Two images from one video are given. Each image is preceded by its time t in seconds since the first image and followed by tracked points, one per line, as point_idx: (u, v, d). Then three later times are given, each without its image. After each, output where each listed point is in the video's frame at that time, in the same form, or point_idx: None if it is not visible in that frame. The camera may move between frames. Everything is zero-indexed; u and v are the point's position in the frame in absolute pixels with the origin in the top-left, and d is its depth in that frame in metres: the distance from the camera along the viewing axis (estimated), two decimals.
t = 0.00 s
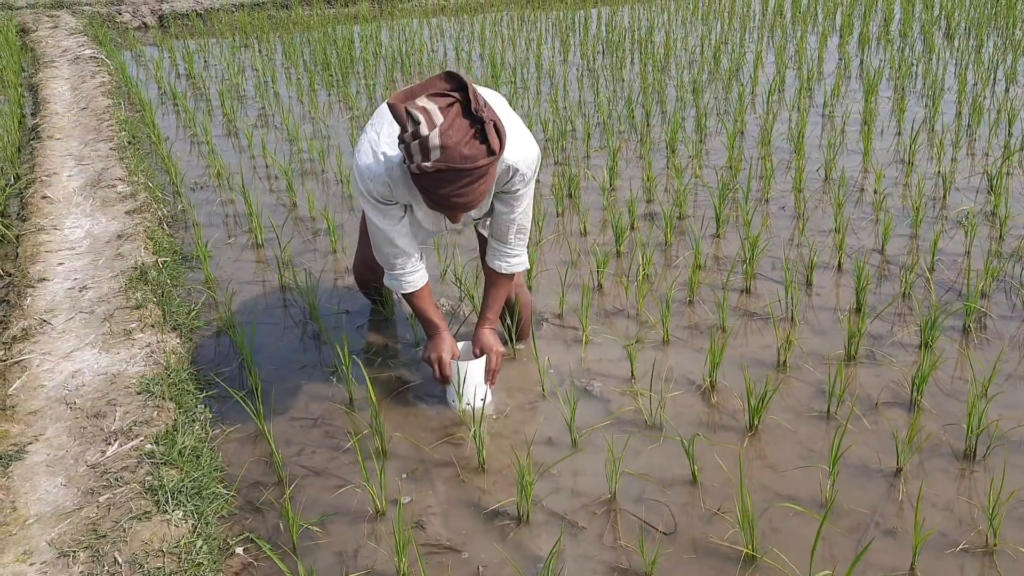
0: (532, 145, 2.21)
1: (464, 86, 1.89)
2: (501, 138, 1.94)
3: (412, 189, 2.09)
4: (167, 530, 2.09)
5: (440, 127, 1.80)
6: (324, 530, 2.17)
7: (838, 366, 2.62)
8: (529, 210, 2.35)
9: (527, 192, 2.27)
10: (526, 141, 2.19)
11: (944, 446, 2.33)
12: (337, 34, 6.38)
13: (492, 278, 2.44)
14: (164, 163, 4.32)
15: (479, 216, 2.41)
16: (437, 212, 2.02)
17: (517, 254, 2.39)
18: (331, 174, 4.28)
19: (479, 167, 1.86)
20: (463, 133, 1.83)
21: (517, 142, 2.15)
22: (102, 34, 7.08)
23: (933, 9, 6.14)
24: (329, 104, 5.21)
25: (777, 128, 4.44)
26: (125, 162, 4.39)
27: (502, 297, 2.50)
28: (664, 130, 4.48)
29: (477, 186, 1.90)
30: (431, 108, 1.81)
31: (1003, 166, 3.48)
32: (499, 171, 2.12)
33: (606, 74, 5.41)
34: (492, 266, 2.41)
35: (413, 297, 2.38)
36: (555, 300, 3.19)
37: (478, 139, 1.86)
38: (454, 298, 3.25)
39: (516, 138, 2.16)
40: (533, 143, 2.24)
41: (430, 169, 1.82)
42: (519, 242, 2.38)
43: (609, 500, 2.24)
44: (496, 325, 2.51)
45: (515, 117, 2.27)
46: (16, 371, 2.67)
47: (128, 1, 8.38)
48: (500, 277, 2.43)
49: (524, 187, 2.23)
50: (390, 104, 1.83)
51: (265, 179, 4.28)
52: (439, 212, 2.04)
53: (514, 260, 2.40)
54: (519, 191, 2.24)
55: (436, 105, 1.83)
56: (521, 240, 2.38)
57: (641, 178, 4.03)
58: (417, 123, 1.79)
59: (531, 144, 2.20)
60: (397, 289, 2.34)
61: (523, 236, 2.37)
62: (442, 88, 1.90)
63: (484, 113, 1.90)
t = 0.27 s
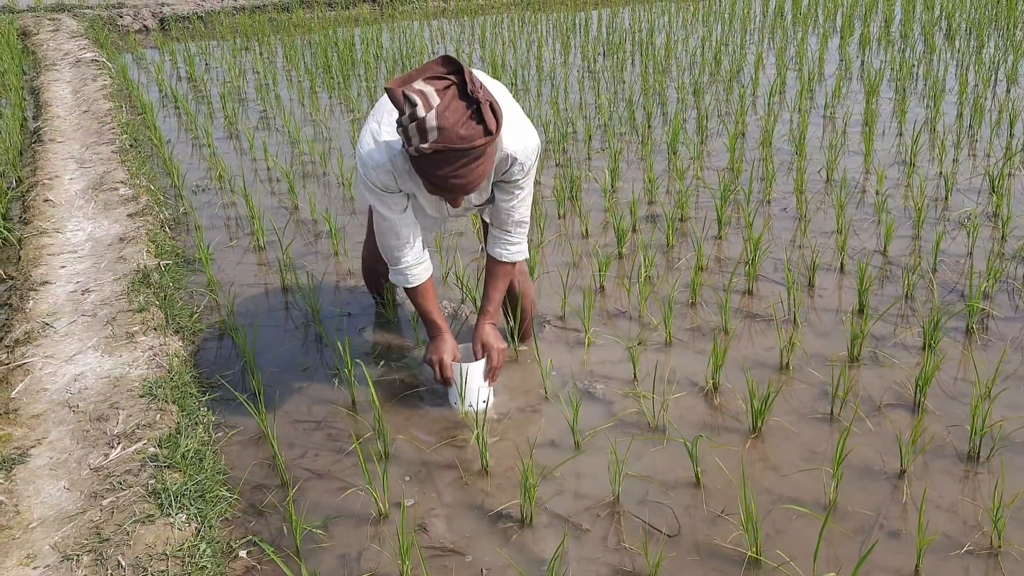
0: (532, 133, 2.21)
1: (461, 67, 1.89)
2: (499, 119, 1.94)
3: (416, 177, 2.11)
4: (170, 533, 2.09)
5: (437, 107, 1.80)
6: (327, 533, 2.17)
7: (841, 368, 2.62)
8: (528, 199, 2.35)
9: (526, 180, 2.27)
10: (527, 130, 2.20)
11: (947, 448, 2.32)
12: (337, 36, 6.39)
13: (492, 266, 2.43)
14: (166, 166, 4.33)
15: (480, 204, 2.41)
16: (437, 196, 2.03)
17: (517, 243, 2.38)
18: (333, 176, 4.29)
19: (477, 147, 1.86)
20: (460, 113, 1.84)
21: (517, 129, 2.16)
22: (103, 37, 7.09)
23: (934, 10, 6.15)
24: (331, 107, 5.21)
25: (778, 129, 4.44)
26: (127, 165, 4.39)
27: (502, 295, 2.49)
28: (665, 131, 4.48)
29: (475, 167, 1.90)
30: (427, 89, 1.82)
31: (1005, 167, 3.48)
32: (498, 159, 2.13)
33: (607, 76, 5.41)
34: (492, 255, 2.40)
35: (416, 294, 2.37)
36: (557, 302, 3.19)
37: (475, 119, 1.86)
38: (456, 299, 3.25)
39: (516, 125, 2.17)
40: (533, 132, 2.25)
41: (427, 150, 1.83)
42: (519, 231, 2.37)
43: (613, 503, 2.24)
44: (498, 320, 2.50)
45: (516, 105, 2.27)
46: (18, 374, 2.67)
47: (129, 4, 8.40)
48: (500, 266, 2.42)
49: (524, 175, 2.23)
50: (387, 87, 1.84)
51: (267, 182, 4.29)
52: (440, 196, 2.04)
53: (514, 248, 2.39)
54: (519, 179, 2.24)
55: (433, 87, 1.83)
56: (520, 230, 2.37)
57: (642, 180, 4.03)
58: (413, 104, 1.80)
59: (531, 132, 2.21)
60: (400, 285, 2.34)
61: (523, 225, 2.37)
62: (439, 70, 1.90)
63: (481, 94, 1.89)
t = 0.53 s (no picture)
0: (536, 145, 2.21)
1: (465, 85, 1.87)
2: (502, 138, 1.94)
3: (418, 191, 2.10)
4: (175, 534, 2.09)
5: (442, 128, 1.79)
6: (331, 533, 2.17)
7: (844, 367, 2.62)
8: (534, 210, 2.34)
9: (531, 192, 2.26)
10: (531, 141, 2.19)
11: (951, 447, 2.32)
12: (339, 38, 6.39)
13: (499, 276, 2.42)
14: (168, 167, 4.33)
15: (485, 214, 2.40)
16: (440, 211, 2.03)
17: (523, 253, 2.37)
18: (335, 177, 4.29)
19: (480, 167, 1.86)
20: (465, 133, 1.83)
21: (520, 140, 2.15)
22: (104, 39, 7.10)
23: (935, 10, 6.15)
24: (332, 108, 5.22)
25: (780, 130, 4.44)
26: (129, 167, 4.39)
27: (509, 299, 2.48)
28: (667, 132, 4.48)
29: (479, 186, 1.90)
30: (433, 109, 1.81)
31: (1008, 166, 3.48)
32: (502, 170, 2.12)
33: (609, 76, 5.41)
34: (499, 265, 2.39)
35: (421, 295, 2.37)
36: (560, 302, 3.19)
37: (479, 139, 1.85)
38: (459, 300, 3.25)
39: (519, 136, 2.16)
40: (538, 143, 2.24)
41: (432, 170, 1.82)
42: (526, 241, 2.36)
43: (617, 502, 2.23)
44: (502, 328, 2.49)
45: (521, 116, 2.27)
46: (22, 375, 2.67)
47: (131, 6, 8.41)
48: (506, 276, 2.41)
49: (528, 186, 2.22)
50: (392, 106, 1.83)
51: (269, 183, 4.29)
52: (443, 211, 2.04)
53: (520, 259, 2.38)
54: (523, 190, 2.23)
55: (438, 106, 1.82)
56: (527, 240, 2.36)
57: (645, 181, 4.03)
58: (419, 125, 1.79)
59: (535, 143, 2.20)
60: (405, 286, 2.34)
61: (530, 236, 2.36)
62: (442, 89, 1.88)
63: (485, 113, 1.88)
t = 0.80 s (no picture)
0: (542, 150, 2.20)
1: (474, 95, 1.87)
2: (512, 148, 1.93)
3: (425, 201, 2.10)
4: (176, 533, 2.09)
5: (451, 138, 1.79)
6: (331, 532, 2.17)
7: (845, 366, 2.62)
8: (540, 215, 2.34)
9: (538, 197, 2.26)
10: (537, 148, 2.19)
11: (952, 445, 2.32)
12: (339, 38, 6.40)
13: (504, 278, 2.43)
14: (169, 168, 4.33)
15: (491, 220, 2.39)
16: (448, 220, 2.03)
17: (530, 256, 2.38)
18: (335, 177, 4.29)
19: (489, 178, 1.86)
20: (474, 144, 1.83)
21: (527, 145, 2.14)
22: (105, 40, 7.10)
23: (936, 10, 6.15)
24: (333, 108, 5.22)
25: (781, 129, 4.44)
26: (130, 167, 4.39)
27: (512, 301, 2.49)
28: (667, 132, 4.48)
29: (488, 196, 1.90)
30: (442, 119, 1.81)
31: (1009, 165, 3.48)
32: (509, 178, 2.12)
33: (609, 76, 5.42)
34: (506, 267, 2.40)
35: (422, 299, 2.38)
36: (560, 301, 3.19)
37: (488, 149, 1.85)
38: (459, 300, 3.25)
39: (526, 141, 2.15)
40: (544, 148, 2.24)
41: (441, 180, 1.82)
42: (533, 245, 2.36)
43: (618, 501, 2.23)
44: (506, 331, 2.49)
45: (526, 122, 2.26)
46: (23, 375, 2.67)
47: (131, 7, 8.41)
48: (511, 278, 2.41)
49: (535, 191, 2.22)
50: (401, 115, 1.83)
51: (269, 184, 4.29)
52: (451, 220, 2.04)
53: (526, 262, 2.38)
54: (530, 195, 2.22)
55: (447, 116, 1.82)
56: (535, 244, 2.36)
57: (645, 180, 4.03)
58: (428, 135, 1.79)
59: (541, 149, 2.20)
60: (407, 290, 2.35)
61: (537, 239, 2.36)
62: (452, 98, 1.88)
63: (494, 123, 1.88)
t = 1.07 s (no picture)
0: (540, 156, 2.20)
1: (471, 103, 1.87)
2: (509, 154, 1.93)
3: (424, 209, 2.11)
4: (174, 536, 2.09)
5: (447, 147, 1.79)
6: (330, 534, 2.17)
7: (844, 368, 2.62)
8: (538, 220, 2.34)
9: (535, 202, 2.26)
10: (534, 154, 2.19)
11: (951, 447, 2.32)
12: (339, 40, 6.40)
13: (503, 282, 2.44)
14: (168, 170, 4.33)
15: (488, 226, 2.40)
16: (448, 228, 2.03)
17: (527, 261, 2.39)
18: (335, 179, 4.29)
19: (488, 185, 1.86)
20: (471, 152, 1.83)
21: (525, 151, 2.15)
22: (104, 42, 7.11)
23: (935, 11, 6.16)
24: (332, 110, 5.23)
25: (780, 131, 4.44)
26: (129, 169, 4.39)
27: (513, 303, 2.50)
28: (666, 133, 4.48)
29: (487, 204, 1.90)
30: (438, 128, 1.81)
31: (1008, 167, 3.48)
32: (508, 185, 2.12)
33: (609, 77, 5.42)
34: (504, 271, 2.41)
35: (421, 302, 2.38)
36: (559, 303, 3.19)
37: (485, 157, 1.85)
38: (459, 302, 3.25)
39: (524, 147, 2.16)
40: (541, 153, 2.24)
41: (439, 189, 1.83)
42: (531, 249, 2.37)
43: (616, 504, 2.23)
44: (506, 332, 2.49)
45: (524, 127, 2.27)
46: (22, 378, 2.67)
47: (130, 8, 8.41)
48: (509, 280, 2.43)
49: (532, 196, 2.22)
50: (397, 125, 1.83)
51: (269, 185, 4.29)
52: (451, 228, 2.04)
53: (524, 265, 2.39)
54: (527, 201, 2.23)
55: (444, 125, 1.82)
56: (532, 249, 2.38)
57: (644, 182, 4.03)
58: (425, 144, 1.79)
59: (538, 155, 2.20)
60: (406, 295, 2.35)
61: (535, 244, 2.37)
62: (448, 107, 1.88)
63: (491, 131, 1.88)
